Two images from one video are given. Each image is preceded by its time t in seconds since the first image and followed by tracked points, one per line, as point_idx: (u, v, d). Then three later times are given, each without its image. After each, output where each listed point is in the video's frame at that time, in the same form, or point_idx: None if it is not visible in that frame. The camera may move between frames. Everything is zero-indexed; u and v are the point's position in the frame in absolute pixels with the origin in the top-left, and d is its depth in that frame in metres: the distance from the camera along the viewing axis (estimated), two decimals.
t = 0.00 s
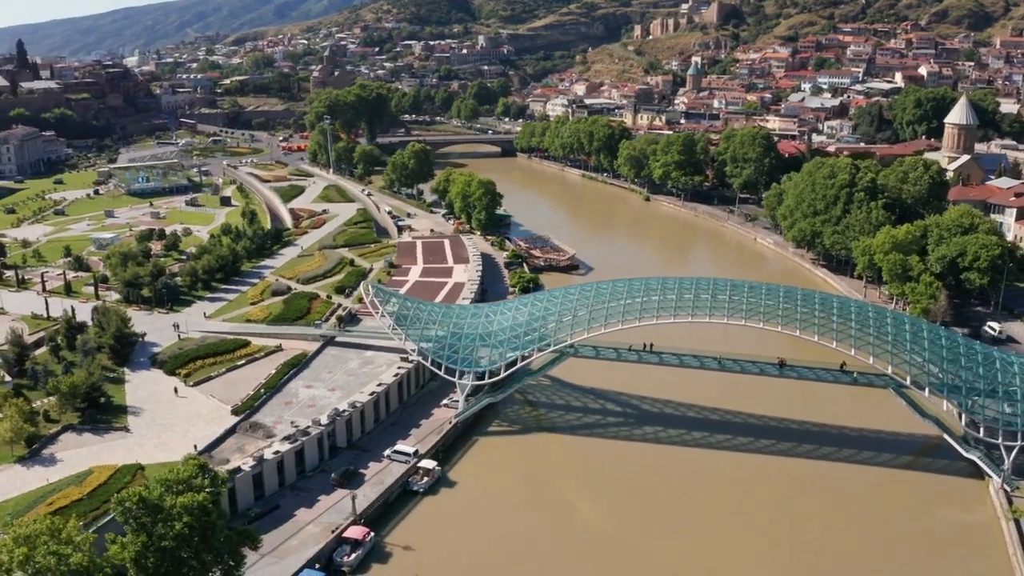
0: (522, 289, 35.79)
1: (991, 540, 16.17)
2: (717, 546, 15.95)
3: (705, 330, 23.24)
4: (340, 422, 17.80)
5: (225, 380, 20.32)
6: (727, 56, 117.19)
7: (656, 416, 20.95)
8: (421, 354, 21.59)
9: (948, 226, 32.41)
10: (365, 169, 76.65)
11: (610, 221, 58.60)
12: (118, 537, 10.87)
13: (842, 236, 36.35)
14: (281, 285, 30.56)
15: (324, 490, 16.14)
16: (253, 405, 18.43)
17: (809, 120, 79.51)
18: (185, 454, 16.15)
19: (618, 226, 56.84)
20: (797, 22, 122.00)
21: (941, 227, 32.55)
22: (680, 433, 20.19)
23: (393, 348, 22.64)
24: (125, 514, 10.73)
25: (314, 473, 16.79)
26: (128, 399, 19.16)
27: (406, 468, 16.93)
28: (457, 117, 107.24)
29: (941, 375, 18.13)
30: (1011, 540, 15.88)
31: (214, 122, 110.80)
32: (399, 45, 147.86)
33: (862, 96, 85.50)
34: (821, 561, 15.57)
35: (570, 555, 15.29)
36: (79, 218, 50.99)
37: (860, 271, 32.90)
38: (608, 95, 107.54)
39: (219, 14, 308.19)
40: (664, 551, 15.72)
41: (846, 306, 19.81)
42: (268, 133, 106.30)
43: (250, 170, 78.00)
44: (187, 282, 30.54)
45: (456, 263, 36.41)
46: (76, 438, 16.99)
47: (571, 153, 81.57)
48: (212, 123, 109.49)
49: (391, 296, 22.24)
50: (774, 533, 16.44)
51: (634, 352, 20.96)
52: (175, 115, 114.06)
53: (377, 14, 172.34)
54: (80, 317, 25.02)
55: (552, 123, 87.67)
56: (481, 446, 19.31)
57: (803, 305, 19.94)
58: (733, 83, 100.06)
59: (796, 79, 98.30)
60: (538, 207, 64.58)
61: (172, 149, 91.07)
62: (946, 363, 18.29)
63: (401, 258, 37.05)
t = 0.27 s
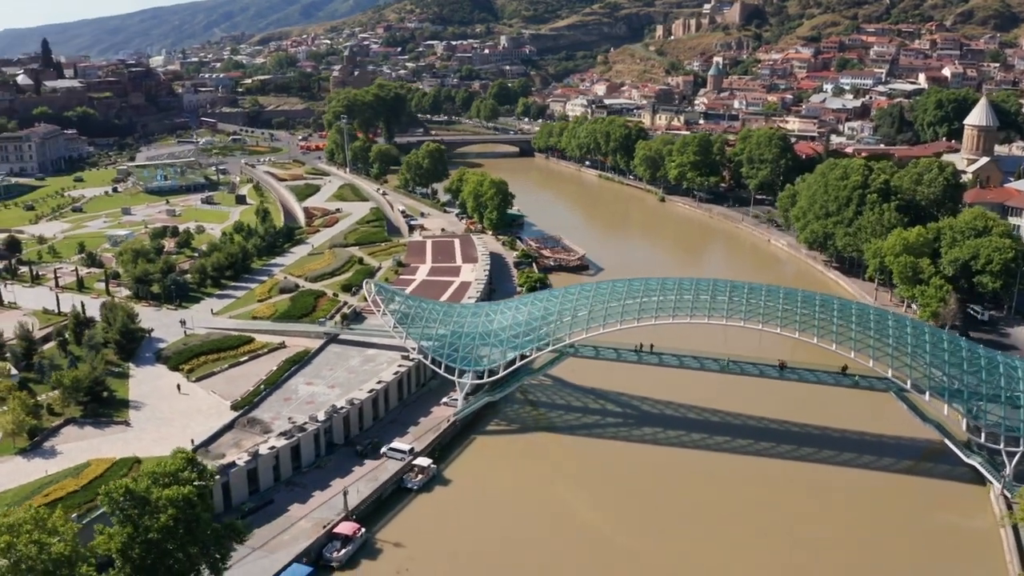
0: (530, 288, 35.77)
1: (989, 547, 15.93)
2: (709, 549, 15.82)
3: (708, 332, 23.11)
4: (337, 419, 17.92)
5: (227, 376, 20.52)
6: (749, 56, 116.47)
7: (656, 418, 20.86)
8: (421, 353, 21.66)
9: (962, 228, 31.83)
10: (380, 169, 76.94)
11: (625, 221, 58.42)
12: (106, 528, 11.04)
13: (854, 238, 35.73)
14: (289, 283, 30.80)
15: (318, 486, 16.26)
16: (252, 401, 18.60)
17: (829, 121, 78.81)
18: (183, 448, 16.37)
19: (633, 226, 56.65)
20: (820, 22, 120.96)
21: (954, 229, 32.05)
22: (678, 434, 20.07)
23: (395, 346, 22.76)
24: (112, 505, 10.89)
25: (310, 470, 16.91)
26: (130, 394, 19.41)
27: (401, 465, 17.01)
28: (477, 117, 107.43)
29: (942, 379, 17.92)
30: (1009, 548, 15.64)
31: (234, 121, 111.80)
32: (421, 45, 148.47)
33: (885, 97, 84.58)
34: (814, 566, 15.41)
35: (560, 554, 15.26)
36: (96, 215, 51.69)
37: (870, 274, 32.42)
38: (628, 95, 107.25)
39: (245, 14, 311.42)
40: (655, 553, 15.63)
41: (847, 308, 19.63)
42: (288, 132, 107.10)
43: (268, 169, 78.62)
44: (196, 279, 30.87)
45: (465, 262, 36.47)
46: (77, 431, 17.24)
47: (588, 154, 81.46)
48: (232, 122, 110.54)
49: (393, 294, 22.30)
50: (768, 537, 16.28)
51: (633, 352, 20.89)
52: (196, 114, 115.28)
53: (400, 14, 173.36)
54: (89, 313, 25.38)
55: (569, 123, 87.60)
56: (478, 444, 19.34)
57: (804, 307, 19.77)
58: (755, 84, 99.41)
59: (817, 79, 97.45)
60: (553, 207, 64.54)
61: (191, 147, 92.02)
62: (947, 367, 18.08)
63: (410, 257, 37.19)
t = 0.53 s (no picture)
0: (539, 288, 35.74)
1: (986, 554, 15.67)
2: (701, 552, 15.71)
3: (711, 333, 22.94)
4: (335, 416, 18.04)
5: (229, 371, 20.70)
6: (771, 57, 115.71)
7: (656, 419, 20.74)
8: (421, 351, 21.76)
9: (976, 231, 31.56)
10: (397, 168, 77.24)
11: (640, 222, 58.21)
12: (94, 518, 11.22)
13: (866, 241, 35.07)
14: (297, 280, 31.01)
15: (313, 481, 16.40)
16: (252, 397, 18.78)
17: (850, 122, 78.10)
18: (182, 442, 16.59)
19: (649, 227, 56.41)
20: (844, 22, 119.80)
21: (968, 231, 31.71)
22: (677, 436, 19.95)
23: (397, 344, 22.85)
24: (99, 496, 11.06)
25: (306, 465, 17.03)
26: (134, 388, 19.65)
27: (397, 462, 17.09)
28: (497, 117, 107.56)
29: (943, 382, 17.60)
30: (1006, 555, 15.39)
31: (255, 120, 112.83)
32: (445, 45, 149.07)
33: (908, 98, 83.67)
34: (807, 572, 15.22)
35: (549, 553, 15.25)
36: (114, 213, 52.40)
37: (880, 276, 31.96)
38: (648, 96, 106.94)
39: (272, 14, 314.60)
40: (644, 554, 15.54)
41: (848, 309, 19.36)
42: (307, 131, 107.91)
43: (285, 168, 79.19)
44: (206, 276, 31.20)
45: (474, 261, 36.53)
46: (79, 425, 17.50)
47: (605, 154, 81.35)
48: (253, 121, 111.56)
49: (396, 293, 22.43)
50: (761, 540, 16.13)
51: (633, 353, 20.77)
52: (218, 113, 116.52)
53: (424, 15, 174.50)
54: (98, 308, 25.75)
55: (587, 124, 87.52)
56: (476, 443, 19.35)
57: (804, 307, 19.53)
58: (777, 85, 98.69)
59: (840, 80, 96.58)
60: (568, 207, 64.49)
61: (211, 146, 92.98)
62: (949, 369, 17.72)
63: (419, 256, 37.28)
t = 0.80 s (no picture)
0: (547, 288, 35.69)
1: (985, 563, 15.39)
2: (692, 554, 15.60)
3: (713, 335, 22.78)
4: (333, 413, 18.15)
5: (232, 369, 20.91)
6: (794, 58, 114.79)
7: (656, 420, 20.62)
8: (422, 350, 21.85)
9: (990, 234, 31.04)
10: (413, 168, 77.47)
11: (654, 224, 57.96)
12: (84, 511, 11.45)
13: (878, 243, 34.50)
14: (306, 279, 31.20)
15: (309, 478, 16.52)
16: (253, 393, 18.95)
17: (871, 124, 77.33)
18: (180, 437, 16.81)
19: (665, 228, 56.22)
20: (868, 23, 118.52)
21: (982, 234, 31.18)
22: (676, 437, 19.83)
23: (400, 343, 22.94)
24: (88, 488, 11.28)
25: (303, 462, 17.17)
26: (138, 384, 19.92)
27: (392, 461, 17.18)
28: (517, 118, 107.60)
29: (943, 387, 17.25)
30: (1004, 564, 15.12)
31: (276, 120, 113.74)
32: (467, 46, 149.51)
33: (931, 100, 82.63)
34: None
35: (539, 554, 15.22)
36: (131, 211, 53.08)
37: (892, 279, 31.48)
38: (668, 97, 106.58)
39: (299, 15, 317.22)
40: (635, 556, 15.46)
41: (848, 312, 19.12)
42: (327, 131, 108.67)
43: (303, 167, 79.74)
44: (216, 275, 31.51)
45: (483, 262, 36.56)
46: (82, 418, 17.77)
47: (623, 155, 81.18)
48: (273, 121, 112.55)
49: (398, 293, 22.52)
50: (754, 544, 15.98)
51: (633, 355, 20.67)
52: (239, 113, 117.65)
53: (447, 15, 175.23)
54: (108, 305, 26.10)
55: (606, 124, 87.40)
56: (473, 443, 19.35)
57: (804, 310, 19.34)
58: (799, 86, 97.90)
59: (863, 81, 95.56)
60: (583, 208, 64.34)
61: (231, 146, 93.90)
62: (949, 373, 17.42)
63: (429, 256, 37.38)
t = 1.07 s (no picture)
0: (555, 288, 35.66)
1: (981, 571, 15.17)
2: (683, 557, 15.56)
3: (716, 338, 22.63)
4: (331, 411, 18.31)
5: (235, 366, 21.15)
6: (817, 59, 113.82)
7: (656, 423, 20.54)
8: (423, 349, 21.93)
9: (1003, 238, 30.48)
10: (429, 168, 77.70)
11: (669, 225, 57.71)
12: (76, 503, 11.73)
13: (889, 247, 33.91)
14: (314, 278, 31.43)
15: (305, 475, 16.70)
16: (254, 391, 19.17)
17: (893, 126, 76.51)
18: (180, 433, 17.06)
19: (681, 230, 56.02)
20: (893, 24, 117.16)
21: (995, 238, 30.61)
22: (674, 440, 19.74)
23: (403, 342, 23.07)
24: (79, 481, 11.56)
25: (300, 459, 17.35)
26: (142, 380, 20.21)
27: (389, 459, 17.31)
28: (537, 118, 107.59)
29: (943, 393, 17.04)
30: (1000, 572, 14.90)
31: (296, 119, 114.59)
32: (490, 46, 149.86)
33: (955, 102, 81.60)
34: None
35: (528, 553, 15.28)
36: (149, 209, 53.71)
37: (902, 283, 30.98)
38: (689, 97, 106.14)
39: (325, 15, 319.69)
40: (624, 557, 15.45)
41: (849, 315, 18.93)
42: (346, 131, 109.30)
43: (320, 167, 80.26)
44: (226, 273, 31.83)
45: (492, 262, 36.60)
46: (85, 413, 18.06)
47: (640, 156, 80.94)
48: (294, 120, 113.41)
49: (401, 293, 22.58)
50: (746, 548, 15.86)
51: (633, 356, 20.61)
52: (261, 112, 118.70)
53: (470, 15, 175.90)
54: (117, 302, 26.46)
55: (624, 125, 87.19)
56: (471, 443, 19.40)
57: (803, 313, 19.14)
58: (821, 87, 97.07)
59: (887, 82, 94.55)
60: (598, 208, 64.23)
61: (251, 145, 94.76)
62: (950, 378, 17.23)
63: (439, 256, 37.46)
